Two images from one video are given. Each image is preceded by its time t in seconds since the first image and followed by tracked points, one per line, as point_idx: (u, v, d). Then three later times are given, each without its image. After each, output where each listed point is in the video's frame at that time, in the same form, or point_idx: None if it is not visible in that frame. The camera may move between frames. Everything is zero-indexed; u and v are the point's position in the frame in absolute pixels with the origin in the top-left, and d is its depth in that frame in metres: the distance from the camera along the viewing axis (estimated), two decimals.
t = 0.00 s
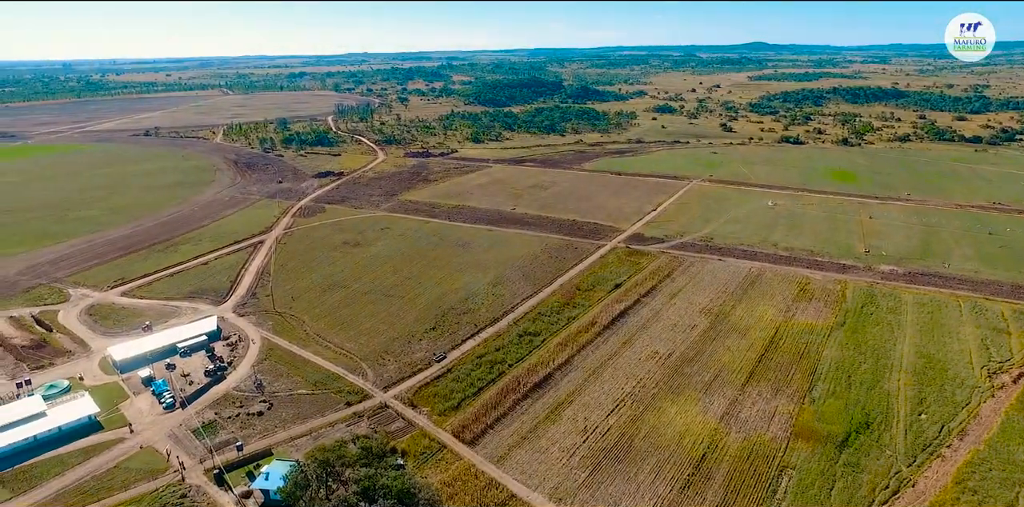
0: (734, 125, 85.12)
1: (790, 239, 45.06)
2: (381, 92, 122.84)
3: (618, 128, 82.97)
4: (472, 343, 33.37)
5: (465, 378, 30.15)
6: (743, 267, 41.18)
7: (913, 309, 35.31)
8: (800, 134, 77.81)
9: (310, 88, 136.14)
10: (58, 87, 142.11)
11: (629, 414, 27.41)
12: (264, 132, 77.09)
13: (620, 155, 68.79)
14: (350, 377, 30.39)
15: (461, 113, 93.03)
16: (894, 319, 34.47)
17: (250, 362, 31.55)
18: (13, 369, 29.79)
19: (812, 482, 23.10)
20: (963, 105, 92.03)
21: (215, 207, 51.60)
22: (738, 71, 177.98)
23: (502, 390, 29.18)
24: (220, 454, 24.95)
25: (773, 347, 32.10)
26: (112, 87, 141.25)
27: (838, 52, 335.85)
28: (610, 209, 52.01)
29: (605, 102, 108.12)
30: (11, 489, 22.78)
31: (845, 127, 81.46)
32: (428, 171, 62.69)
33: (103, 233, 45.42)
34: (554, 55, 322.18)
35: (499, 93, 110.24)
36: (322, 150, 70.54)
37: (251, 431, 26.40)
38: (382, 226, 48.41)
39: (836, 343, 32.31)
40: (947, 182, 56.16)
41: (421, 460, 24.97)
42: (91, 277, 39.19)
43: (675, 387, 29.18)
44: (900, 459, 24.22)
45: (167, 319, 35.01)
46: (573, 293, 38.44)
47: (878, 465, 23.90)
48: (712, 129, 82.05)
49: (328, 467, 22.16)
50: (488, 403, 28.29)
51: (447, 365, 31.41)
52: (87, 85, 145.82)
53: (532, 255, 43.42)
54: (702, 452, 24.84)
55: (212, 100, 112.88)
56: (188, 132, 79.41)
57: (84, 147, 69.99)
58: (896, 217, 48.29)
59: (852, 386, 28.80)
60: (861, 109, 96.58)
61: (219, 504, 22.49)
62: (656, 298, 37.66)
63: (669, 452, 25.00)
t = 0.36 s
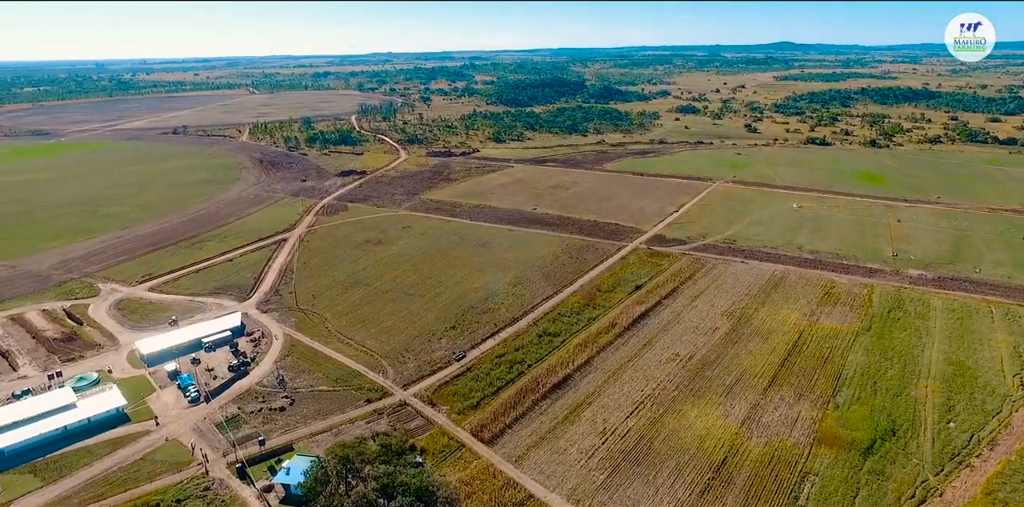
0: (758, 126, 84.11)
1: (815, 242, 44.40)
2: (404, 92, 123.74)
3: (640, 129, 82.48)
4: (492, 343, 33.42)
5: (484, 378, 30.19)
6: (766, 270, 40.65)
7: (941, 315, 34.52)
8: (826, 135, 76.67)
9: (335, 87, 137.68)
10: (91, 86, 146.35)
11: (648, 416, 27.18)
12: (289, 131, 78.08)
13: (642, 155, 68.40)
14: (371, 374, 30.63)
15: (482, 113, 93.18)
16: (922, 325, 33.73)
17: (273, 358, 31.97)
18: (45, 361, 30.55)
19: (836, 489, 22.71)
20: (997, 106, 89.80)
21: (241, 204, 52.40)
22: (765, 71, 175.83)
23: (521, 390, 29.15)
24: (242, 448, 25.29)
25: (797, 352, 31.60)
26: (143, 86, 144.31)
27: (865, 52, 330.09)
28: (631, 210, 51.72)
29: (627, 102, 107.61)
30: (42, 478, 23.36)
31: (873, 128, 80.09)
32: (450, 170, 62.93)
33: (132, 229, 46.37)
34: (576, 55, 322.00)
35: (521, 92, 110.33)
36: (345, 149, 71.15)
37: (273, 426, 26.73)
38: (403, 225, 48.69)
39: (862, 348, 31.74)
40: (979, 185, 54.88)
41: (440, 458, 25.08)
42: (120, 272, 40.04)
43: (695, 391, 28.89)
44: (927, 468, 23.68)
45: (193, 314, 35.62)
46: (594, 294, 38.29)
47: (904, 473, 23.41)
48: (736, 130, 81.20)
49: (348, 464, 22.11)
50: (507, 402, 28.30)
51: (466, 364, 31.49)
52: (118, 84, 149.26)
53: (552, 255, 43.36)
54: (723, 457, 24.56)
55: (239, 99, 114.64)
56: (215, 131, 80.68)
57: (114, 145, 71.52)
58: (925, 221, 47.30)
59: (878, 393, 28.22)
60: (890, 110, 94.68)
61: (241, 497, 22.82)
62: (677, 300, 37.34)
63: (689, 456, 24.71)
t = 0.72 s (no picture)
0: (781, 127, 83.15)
1: (837, 245, 43.73)
2: (425, 92, 124.44)
3: (660, 129, 81.95)
4: (509, 343, 33.41)
5: (501, 377, 30.21)
6: (788, 272, 40.15)
7: (969, 321, 33.76)
8: (851, 136, 75.50)
9: (356, 87, 138.93)
10: (119, 85, 149.25)
11: (666, 419, 26.95)
12: (311, 130, 78.92)
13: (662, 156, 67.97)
14: (389, 372, 30.83)
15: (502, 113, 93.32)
16: (949, 330, 33.04)
17: (293, 354, 32.32)
18: (72, 354, 31.20)
19: (857, 497, 22.33)
20: None
21: (263, 202, 53.08)
22: (788, 72, 173.87)
23: (538, 390, 29.10)
24: (262, 443, 25.60)
25: (818, 356, 31.14)
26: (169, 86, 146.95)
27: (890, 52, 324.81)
28: (651, 211, 51.41)
29: (648, 102, 106.99)
30: (68, 468, 23.86)
31: (899, 129, 78.72)
32: (470, 170, 63.11)
33: (157, 226, 47.21)
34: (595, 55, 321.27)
35: (541, 92, 110.31)
36: (365, 149, 71.69)
37: (292, 422, 27.02)
38: (422, 224, 48.93)
39: (886, 353, 31.18)
40: (1009, 188, 53.64)
41: (456, 457, 25.14)
42: (145, 268, 40.78)
43: (714, 394, 28.59)
44: (952, 477, 23.18)
45: (216, 310, 36.15)
46: (612, 294, 38.12)
47: (928, 482, 22.93)
48: (758, 131, 80.35)
49: (366, 461, 22.41)
50: (524, 402, 28.26)
51: (484, 364, 31.52)
52: (145, 84, 152.16)
53: (571, 256, 43.25)
54: (742, 461, 24.28)
55: (261, 99, 116.20)
56: (238, 129, 81.83)
57: (141, 143, 72.93)
58: (952, 224, 46.34)
59: (902, 399, 27.69)
60: (917, 111, 92.93)
61: (260, 492, 23.08)
62: (697, 302, 37.03)
63: (707, 460, 24.45)
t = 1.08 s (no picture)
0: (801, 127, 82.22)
1: (858, 248, 43.11)
2: (442, 91, 124.82)
3: (678, 129, 81.39)
4: (525, 343, 33.38)
5: (516, 377, 30.19)
6: (807, 275, 39.67)
7: (994, 327, 33.06)
8: (873, 137, 74.43)
9: (374, 86, 139.83)
10: (142, 84, 151.46)
11: (682, 422, 26.73)
12: (329, 129, 79.55)
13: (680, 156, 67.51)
14: (405, 370, 30.97)
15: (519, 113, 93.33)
16: (973, 335, 32.40)
17: (310, 352, 32.59)
18: (95, 348, 31.76)
19: (877, 503, 21.99)
20: None
21: (282, 200, 53.63)
22: (809, 72, 171.92)
23: (553, 391, 29.04)
24: (279, 439, 25.85)
25: (838, 360, 30.73)
26: (191, 85, 148.91)
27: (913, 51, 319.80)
28: (668, 212, 51.09)
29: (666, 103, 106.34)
30: (90, 461, 24.29)
31: (923, 130, 77.43)
32: (486, 169, 63.17)
33: (179, 223, 47.90)
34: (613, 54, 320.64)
35: (559, 92, 110.12)
36: (383, 148, 72.08)
37: (309, 418, 27.25)
38: (439, 223, 49.10)
39: (907, 358, 30.66)
40: None
41: (471, 456, 25.18)
42: (166, 265, 41.38)
43: (731, 397, 28.30)
44: (976, 485, 22.73)
45: (235, 307, 36.59)
46: (629, 295, 37.94)
47: (951, 490, 22.50)
48: (777, 131, 79.53)
49: (380, 458, 22.43)
50: (539, 402, 28.22)
51: (499, 363, 31.52)
52: (167, 83, 154.29)
53: (587, 256, 43.10)
54: (758, 465, 24.02)
55: (281, 98, 117.38)
56: (258, 128, 82.73)
57: (164, 142, 74.04)
58: (977, 227, 45.45)
59: (924, 405, 27.20)
60: (941, 112, 91.30)
61: (277, 487, 23.31)
62: (714, 304, 36.73)
63: (723, 463, 24.23)
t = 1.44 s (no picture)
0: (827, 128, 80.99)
1: (883, 252, 42.34)
2: (464, 91, 125.20)
3: (700, 130, 80.70)
4: (543, 343, 33.32)
5: (534, 378, 30.16)
6: (831, 278, 39.08)
7: None
8: (901, 139, 73.02)
9: (396, 86, 140.87)
10: (170, 84, 154.19)
11: (700, 425, 26.48)
12: (352, 128, 80.27)
13: (702, 157, 66.90)
14: (424, 369, 31.12)
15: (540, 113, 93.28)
16: (1003, 343, 31.60)
17: (330, 349, 32.90)
18: (122, 343, 32.40)
19: None
20: None
21: (304, 199, 54.23)
22: (835, 72, 169.33)
23: (571, 391, 28.99)
24: (299, 435, 26.14)
25: (861, 365, 30.20)
26: (216, 84, 151.22)
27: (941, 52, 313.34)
28: (689, 213, 50.64)
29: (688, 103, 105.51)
30: (116, 452, 24.79)
31: (953, 132, 75.82)
32: (507, 169, 63.22)
33: (203, 221, 48.69)
34: (636, 55, 319.10)
35: (580, 92, 109.86)
36: (405, 147, 72.51)
37: (328, 415, 27.50)
38: (458, 223, 49.23)
39: (934, 365, 30.03)
40: None
41: (488, 455, 25.21)
42: (191, 261, 42.10)
43: (751, 401, 27.97)
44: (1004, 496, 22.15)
45: (257, 304, 37.06)
46: (649, 297, 37.68)
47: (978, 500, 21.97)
48: (802, 133, 78.41)
49: (399, 456, 22.54)
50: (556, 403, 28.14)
51: (518, 363, 31.50)
52: (194, 82, 156.87)
53: (606, 257, 42.90)
54: (779, 470, 23.73)
55: (304, 97, 118.80)
56: (282, 127, 83.75)
57: (190, 140, 75.33)
58: (1008, 232, 44.29)
59: (952, 413, 26.61)
60: (972, 113, 89.27)
61: (297, 482, 23.57)
62: (735, 307, 36.33)
63: (741, 468, 23.94)
